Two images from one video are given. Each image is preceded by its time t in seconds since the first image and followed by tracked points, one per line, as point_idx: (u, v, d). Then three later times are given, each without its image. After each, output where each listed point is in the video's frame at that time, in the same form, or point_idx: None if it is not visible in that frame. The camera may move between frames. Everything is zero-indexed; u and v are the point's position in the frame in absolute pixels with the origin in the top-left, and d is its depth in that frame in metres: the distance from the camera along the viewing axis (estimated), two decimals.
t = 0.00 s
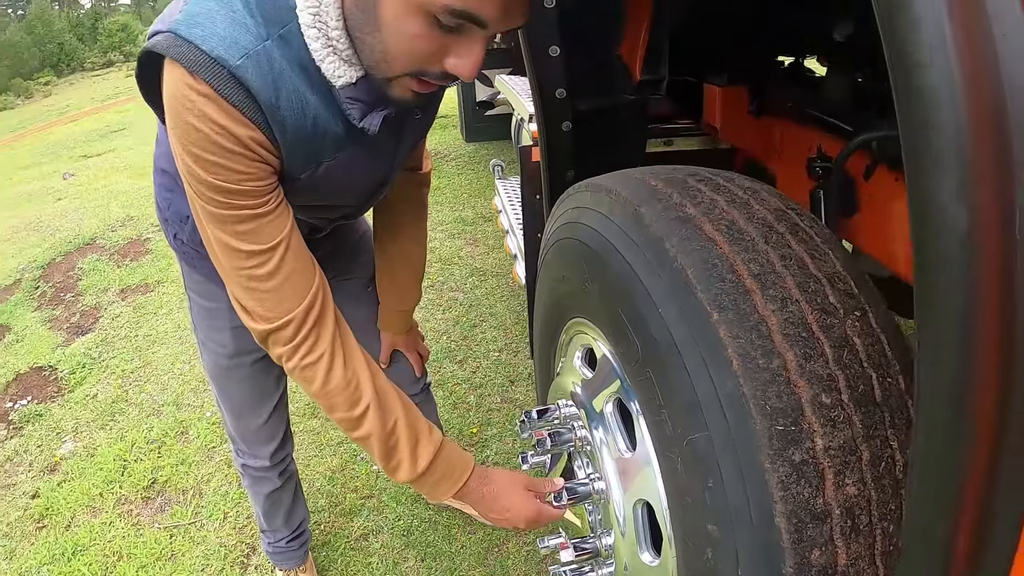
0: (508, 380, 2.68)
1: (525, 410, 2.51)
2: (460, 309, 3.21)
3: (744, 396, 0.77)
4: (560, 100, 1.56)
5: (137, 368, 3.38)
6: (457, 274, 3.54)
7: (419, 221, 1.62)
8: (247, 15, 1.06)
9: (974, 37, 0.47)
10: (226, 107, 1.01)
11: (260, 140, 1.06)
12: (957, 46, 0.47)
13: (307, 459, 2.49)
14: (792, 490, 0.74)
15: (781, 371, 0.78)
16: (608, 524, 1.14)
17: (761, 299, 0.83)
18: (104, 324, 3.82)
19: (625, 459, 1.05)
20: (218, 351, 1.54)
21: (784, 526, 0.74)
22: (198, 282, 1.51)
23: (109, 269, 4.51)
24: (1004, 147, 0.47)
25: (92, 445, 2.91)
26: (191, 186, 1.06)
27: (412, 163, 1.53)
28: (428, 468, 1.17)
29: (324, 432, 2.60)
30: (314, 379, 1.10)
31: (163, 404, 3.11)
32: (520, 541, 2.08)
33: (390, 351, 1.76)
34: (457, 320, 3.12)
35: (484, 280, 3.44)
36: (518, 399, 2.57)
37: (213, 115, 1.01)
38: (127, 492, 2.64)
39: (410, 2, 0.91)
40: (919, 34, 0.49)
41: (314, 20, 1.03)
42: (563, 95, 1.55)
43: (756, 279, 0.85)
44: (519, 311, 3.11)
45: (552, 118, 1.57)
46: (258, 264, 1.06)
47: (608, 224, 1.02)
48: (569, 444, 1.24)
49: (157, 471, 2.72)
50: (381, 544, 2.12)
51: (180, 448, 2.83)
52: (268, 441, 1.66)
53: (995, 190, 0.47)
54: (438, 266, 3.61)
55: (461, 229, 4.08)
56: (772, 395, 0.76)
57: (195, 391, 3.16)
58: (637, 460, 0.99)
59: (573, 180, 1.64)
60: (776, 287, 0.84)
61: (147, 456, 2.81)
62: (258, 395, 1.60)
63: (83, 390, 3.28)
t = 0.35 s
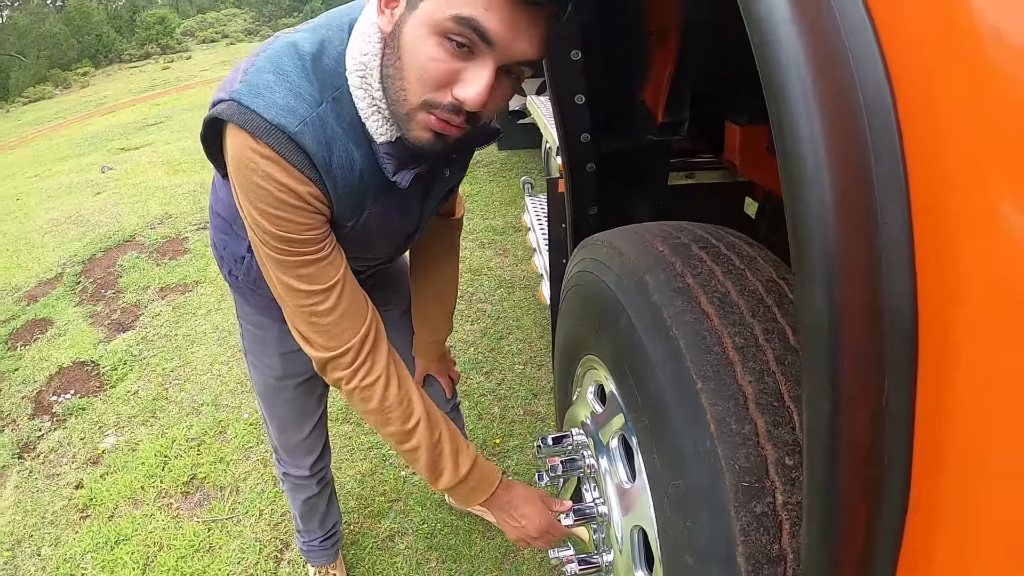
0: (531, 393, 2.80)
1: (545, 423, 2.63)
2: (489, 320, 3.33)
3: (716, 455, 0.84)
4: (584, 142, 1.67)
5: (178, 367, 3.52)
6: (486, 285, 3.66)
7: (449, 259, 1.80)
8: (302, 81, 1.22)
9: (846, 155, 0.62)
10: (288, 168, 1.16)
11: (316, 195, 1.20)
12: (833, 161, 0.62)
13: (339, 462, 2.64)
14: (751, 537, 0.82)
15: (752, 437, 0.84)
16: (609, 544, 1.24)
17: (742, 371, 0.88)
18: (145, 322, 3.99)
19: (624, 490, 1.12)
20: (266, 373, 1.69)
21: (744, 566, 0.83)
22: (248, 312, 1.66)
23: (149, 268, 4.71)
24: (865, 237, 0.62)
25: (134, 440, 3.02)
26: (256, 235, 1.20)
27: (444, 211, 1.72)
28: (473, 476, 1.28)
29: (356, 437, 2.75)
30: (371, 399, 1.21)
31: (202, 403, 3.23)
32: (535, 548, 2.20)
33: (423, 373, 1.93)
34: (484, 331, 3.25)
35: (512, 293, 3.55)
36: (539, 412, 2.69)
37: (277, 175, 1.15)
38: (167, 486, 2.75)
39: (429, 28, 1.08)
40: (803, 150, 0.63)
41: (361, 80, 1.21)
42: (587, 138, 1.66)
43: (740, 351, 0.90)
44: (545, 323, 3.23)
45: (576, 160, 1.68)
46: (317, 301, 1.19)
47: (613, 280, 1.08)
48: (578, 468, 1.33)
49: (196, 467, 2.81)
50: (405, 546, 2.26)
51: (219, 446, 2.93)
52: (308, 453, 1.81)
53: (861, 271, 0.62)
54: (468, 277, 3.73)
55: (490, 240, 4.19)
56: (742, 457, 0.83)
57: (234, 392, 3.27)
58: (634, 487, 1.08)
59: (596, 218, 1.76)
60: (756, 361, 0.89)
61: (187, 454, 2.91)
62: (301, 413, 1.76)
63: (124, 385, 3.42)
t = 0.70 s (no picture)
0: (555, 400, 2.86)
1: (568, 430, 2.69)
2: (517, 326, 3.40)
3: (724, 481, 0.90)
4: (612, 165, 1.73)
5: (211, 363, 3.64)
6: (514, 291, 3.73)
7: (477, 274, 1.87)
8: (342, 101, 1.29)
9: (830, 223, 0.66)
10: (330, 177, 1.22)
11: (355, 203, 1.26)
12: (817, 230, 0.66)
13: (367, 461, 2.73)
14: (753, 559, 0.88)
15: (757, 467, 0.90)
16: (624, 556, 1.30)
17: (750, 405, 0.93)
18: (180, 317, 4.13)
19: (639, 507, 1.18)
20: (302, 379, 1.78)
21: None
22: (286, 322, 1.75)
23: (184, 264, 4.86)
24: (846, 300, 0.66)
25: (167, 433, 3.13)
26: (299, 244, 1.26)
27: (471, 228, 1.80)
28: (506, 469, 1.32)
29: (384, 437, 2.84)
30: (411, 396, 1.25)
31: (235, 399, 3.33)
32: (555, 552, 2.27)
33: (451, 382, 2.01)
34: (512, 337, 3.32)
35: (541, 299, 3.62)
36: (563, 419, 2.75)
37: (320, 184, 1.22)
38: (199, 479, 2.84)
39: (454, 62, 1.15)
40: (789, 217, 0.67)
41: (393, 101, 1.28)
42: (616, 161, 1.72)
43: (750, 385, 0.95)
44: (571, 331, 3.30)
45: (606, 182, 1.73)
46: (358, 302, 1.24)
47: (636, 309, 1.15)
48: (597, 482, 1.38)
49: (228, 462, 2.91)
50: (429, 545, 2.34)
51: (250, 442, 3.02)
52: (340, 455, 1.89)
53: (840, 333, 0.66)
54: (497, 282, 3.80)
55: (520, 246, 4.26)
56: (747, 485, 0.89)
57: (265, 389, 3.37)
58: (648, 505, 1.14)
59: (624, 236, 1.80)
60: (766, 396, 0.95)
61: (219, 448, 3.01)
62: (334, 417, 1.84)
63: (159, 379, 3.55)
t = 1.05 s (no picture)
0: (569, 403, 2.87)
1: (581, 434, 2.70)
2: (532, 328, 3.41)
3: (737, 490, 0.91)
4: (631, 171, 1.75)
5: (226, 357, 3.68)
6: (530, 293, 3.74)
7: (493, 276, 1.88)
8: (375, 119, 1.28)
9: (849, 238, 0.67)
10: (359, 194, 1.22)
11: (383, 219, 1.27)
12: (836, 243, 0.67)
13: (379, 459, 2.75)
14: (765, 569, 0.88)
15: (771, 476, 0.91)
16: (635, 561, 1.31)
17: (765, 415, 0.94)
18: (196, 311, 4.17)
19: (650, 512, 1.19)
20: (317, 375, 1.80)
21: None
22: (304, 318, 1.77)
23: (201, 258, 4.91)
24: (863, 314, 0.67)
25: (181, 426, 3.17)
26: (322, 251, 1.26)
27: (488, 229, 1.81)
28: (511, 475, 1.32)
29: (397, 436, 2.86)
30: (416, 404, 1.26)
31: (249, 393, 3.36)
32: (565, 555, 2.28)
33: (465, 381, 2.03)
34: (527, 339, 3.33)
35: (555, 302, 3.62)
36: (576, 422, 2.76)
37: (350, 201, 1.22)
38: (212, 472, 2.87)
39: (503, 121, 1.15)
40: (809, 231, 0.68)
41: (429, 127, 1.26)
42: (636, 167, 1.74)
43: (765, 396, 0.96)
44: (586, 334, 3.30)
45: (624, 187, 1.77)
46: (375, 312, 1.25)
47: (653, 316, 1.16)
48: (609, 486, 1.38)
49: (241, 456, 2.93)
50: (439, 545, 2.35)
51: (264, 437, 3.05)
52: (352, 450, 1.92)
53: (856, 347, 0.67)
54: (513, 283, 3.81)
55: (536, 248, 4.27)
56: (759, 494, 0.90)
57: (279, 385, 3.40)
58: (660, 510, 1.15)
59: (641, 242, 1.82)
60: (781, 406, 0.95)
61: (233, 442, 3.04)
62: (348, 411, 1.86)
63: (173, 372, 3.59)
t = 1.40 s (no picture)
0: (581, 406, 2.86)
1: (592, 437, 2.69)
2: (546, 330, 3.41)
3: (748, 500, 0.90)
4: (648, 174, 1.75)
5: (239, 352, 3.70)
6: (545, 294, 3.74)
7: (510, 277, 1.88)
8: (397, 113, 1.28)
9: (872, 238, 0.67)
10: (377, 189, 1.22)
11: (399, 218, 1.27)
12: (858, 244, 0.66)
13: (390, 458, 2.76)
14: None
15: (784, 487, 0.90)
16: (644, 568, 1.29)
17: (780, 425, 0.93)
18: (211, 305, 4.21)
19: (661, 519, 1.18)
20: (331, 371, 1.81)
21: None
22: (318, 314, 1.77)
23: (217, 253, 4.95)
24: (884, 315, 0.66)
25: (192, 419, 3.19)
26: (333, 237, 1.27)
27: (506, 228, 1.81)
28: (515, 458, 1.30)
29: (408, 435, 2.87)
30: (417, 395, 1.27)
31: (261, 388, 3.38)
32: (573, 559, 2.27)
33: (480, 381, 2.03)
34: (540, 341, 3.33)
35: (570, 305, 3.62)
36: (588, 426, 2.75)
37: (367, 195, 1.22)
38: (222, 466, 2.89)
39: (531, 120, 1.15)
40: (832, 231, 0.68)
41: (452, 122, 1.26)
42: (653, 169, 1.74)
43: (779, 405, 0.95)
44: (600, 338, 3.29)
45: (641, 190, 1.76)
46: (381, 307, 1.27)
47: (668, 321, 1.15)
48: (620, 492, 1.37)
49: (251, 451, 2.95)
50: (447, 545, 2.36)
51: (274, 433, 3.06)
52: (364, 447, 1.93)
53: (877, 349, 0.66)
54: (528, 285, 3.81)
55: (552, 250, 4.26)
56: (771, 505, 0.89)
57: (291, 381, 3.42)
58: (670, 518, 1.14)
59: (657, 245, 1.81)
60: (795, 416, 0.95)
61: (244, 436, 3.06)
62: (361, 408, 1.87)
63: (186, 365, 3.62)
